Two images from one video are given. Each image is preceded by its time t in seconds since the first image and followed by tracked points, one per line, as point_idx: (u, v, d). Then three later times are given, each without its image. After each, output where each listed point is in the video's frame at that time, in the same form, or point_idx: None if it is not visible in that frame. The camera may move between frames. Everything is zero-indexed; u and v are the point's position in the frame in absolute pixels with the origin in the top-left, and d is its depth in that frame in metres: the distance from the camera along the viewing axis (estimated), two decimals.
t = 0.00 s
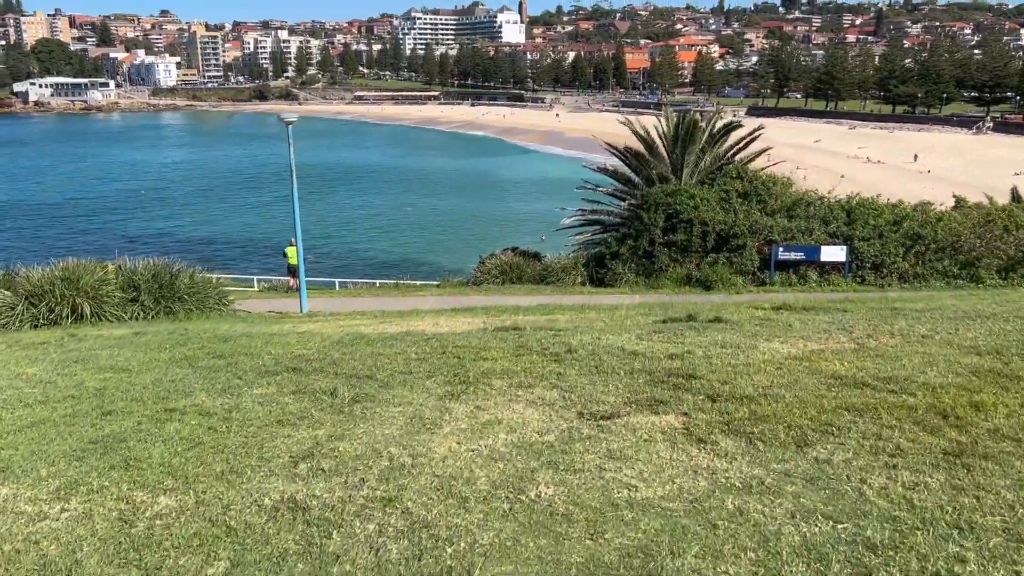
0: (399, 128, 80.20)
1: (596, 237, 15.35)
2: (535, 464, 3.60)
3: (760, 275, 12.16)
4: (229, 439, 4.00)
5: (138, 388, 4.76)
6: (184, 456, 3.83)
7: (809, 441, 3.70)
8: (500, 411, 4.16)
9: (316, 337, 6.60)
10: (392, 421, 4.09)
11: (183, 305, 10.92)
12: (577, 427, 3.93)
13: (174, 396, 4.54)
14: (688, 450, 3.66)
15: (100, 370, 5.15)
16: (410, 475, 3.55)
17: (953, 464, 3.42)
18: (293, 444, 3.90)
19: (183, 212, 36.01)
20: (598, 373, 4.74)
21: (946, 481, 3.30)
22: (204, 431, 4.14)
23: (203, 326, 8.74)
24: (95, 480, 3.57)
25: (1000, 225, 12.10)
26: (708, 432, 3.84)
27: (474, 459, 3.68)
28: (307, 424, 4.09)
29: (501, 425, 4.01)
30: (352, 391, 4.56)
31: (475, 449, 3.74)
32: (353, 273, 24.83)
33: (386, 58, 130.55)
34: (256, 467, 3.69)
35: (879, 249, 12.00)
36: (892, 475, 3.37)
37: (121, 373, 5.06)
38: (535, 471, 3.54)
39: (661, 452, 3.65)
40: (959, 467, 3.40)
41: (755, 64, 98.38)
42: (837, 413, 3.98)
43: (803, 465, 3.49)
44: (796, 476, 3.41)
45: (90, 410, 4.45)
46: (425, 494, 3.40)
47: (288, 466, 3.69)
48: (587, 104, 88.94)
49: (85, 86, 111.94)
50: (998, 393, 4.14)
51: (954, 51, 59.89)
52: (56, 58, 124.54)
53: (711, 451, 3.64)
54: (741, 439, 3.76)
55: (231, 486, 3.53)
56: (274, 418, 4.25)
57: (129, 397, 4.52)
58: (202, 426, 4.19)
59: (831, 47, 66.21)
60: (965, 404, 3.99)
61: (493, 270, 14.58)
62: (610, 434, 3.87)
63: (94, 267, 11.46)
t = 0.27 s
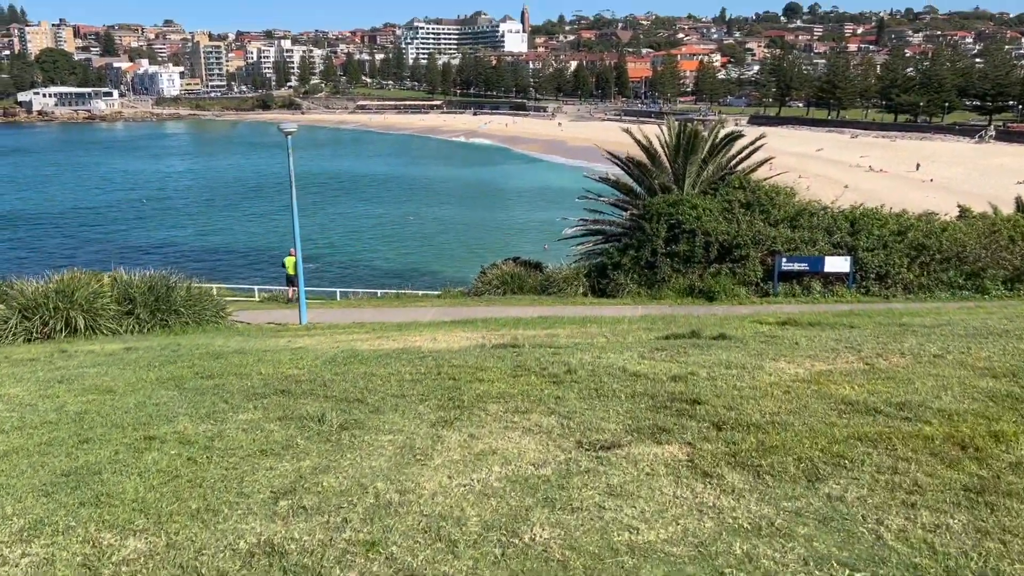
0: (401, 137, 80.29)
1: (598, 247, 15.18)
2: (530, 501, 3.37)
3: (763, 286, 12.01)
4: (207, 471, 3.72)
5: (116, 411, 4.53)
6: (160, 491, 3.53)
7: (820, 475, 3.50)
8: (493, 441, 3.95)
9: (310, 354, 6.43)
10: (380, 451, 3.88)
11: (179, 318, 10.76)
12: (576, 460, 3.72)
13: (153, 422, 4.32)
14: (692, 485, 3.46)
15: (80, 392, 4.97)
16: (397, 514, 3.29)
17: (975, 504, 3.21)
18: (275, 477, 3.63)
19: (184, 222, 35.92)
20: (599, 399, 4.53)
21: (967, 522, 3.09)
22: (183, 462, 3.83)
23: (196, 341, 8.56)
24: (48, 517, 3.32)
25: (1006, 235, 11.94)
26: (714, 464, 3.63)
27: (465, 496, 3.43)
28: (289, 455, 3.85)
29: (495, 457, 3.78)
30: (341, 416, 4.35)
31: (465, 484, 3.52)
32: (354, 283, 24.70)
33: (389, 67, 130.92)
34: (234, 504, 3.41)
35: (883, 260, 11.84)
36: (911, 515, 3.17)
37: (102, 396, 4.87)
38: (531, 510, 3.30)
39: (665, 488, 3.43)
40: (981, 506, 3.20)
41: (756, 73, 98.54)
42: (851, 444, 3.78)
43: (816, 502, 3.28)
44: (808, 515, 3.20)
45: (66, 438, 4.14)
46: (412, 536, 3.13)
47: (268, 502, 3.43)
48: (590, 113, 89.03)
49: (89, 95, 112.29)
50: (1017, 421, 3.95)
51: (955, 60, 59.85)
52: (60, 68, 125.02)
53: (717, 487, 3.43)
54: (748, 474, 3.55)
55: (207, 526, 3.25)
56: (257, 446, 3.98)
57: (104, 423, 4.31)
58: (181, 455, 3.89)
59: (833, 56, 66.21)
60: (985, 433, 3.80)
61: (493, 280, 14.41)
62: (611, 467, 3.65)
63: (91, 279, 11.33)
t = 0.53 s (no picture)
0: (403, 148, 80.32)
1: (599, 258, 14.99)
2: (529, 538, 3.18)
3: (766, 298, 11.84)
4: (187, 503, 3.53)
5: (96, 435, 4.34)
6: (135, 525, 3.35)
7: (838, 510, 3.32)
8: (490, 469, 3.77)
9: (304, 369, 6.24)
10: (370, 481, 3.69)
11: (174, 331, 10.57)
12: (578, 491, 3.53)
13: (134, 448, 4.13)
14: (701, 521, 3.27)
15: (62, 413, 4.78)
16: (384, 555, 3.10)
17: (1005, 543, 3.02)
18: (258, 511, 3.44)
19: (185, 232, 35.80)
20: (601, 422, 4.35)
21: (1000, 564, 2.90)
22: (163, 493, 3.65)
23: (190, 355, 8.36)
24: (11, 556, 3.14)
25: (1012, 247, 11.78)
26: (725, 497, 3.44)
27: (461, 532, 3.24)
28: (273, 486, 3.67)
29: (491, 487, 3.60)
30: (332, 441, 4.17)
31: (460, 518, 3.33)
32: (354, 293, 24.51)
33: (390, 78, 131.40)
34: (214, 541, 3.23)
35: (887, 271, 11.66)
36: (937, 555, 2.98)
37: (85, 417, 4.69)
38: (530, 548, 3.12)
39: (671, 525, 3.25)
40: (1013, 545, 3.02)
41: (758, 84, 98.75)
42: (868, 474, 3.60)
43: (835, 542, 3.09)
44: (826, 556, 3.02)
45: (41, 464, 3.96)
46: None
47: (250, 538, 3.24)
48: (591, 124, 89.16)
49: (92, 106, 112.70)
50: None
51: (956, 71, 59.86)
52: (64, 79, 125.60)
53: (727, 522, 3.25)
54: (761, 507, 3.36)
55: (182, 566, 3.05)
56: (242, 474, 3.81)
57: (83, 448, 4.13)
58: (161, 485, 3.71)
59: (834, 67, 66.29)
60: (1012, 462, 3.61)
61: (494, 291, 14.23)
62: (615, 500, 3.46)
63: (85, 291, 11.15)
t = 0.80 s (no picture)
0: (404, 159, 80.39)
1: (601, 271, 14.84)
2: None
3: (769, 312, 11.68)
4: (164, 545, 3.35)
5: (76, 468, 4.15)
6: (108, 570, 3.15)
7: (860, 554, 3.14)
8: (487, 506, 3.60)
9: (298, 390, 6.09)
10: (360, 520, 3.51)
11: (170, 347, 10.41)
12: (582, 533, 3.36)
13: (115, 481, 3.96)
14: (713, 567, 3.10)
15: (43, 439, 4.62)
16: None
17: None
18: (241, 556, 3.26)
19: (184, 244, 35.68)
20: (605, 452, 4.19)
21: None
22: (141, 531, 3.47)
23: (184, 373, 8.20)
24: None
25: (1017, 261, 11.61)
26: (738, 540, 3.28)
27: None
28: (258, 524, 3.49)
29: (489, 525, 3.44)
30: (323, 474, 4.00)
31: (455, 562, 3.17)
32: (353, 305, 24.32)
33: (392, 89, 131.82)
34: None
35: (892, 285, 11.48)
36: None
37: (67, 444, 4.52)
38: None
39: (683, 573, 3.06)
40: None
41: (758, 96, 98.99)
42: (889, 514, 3.43)
43: None
44: None
45: (13, 500, 3.77)
46: None
47: None
48: (592, 135, 89.34)
49: (94, 118, 113.10)
50: None
51: (957, 83, 59.92)
52: (66, 90, 126.15)
53: (740, 569, 3.08)
54: (777, 551, 3.19)
55: None
56: (226, 511, 3.63)
57: (60, 481, 3.96)
58: (139, 522, 3.54)
59: (834, 79, 66.38)
60: None
61: (494, 305, 14.06)
62: (621, 542, 3.29)
63: (80, 307, 10.97)
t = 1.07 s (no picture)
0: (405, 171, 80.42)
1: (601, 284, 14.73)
2: None
3: (770, 326, 11.55)
4: None
5: (53, 493, 4.00)
6: None
7: None
8: (479, 537, 3.47)
9: (290, 408, 5.97)
10: (345, 553, 3.37)
11: (165, 360, 10.25)
12: (578, 566, 3.23)
13: (93, 508, 3.83)
14: None
15: (23, 461, 4.49)
16: None
17: None
18: None
19: (183, 256, 35.58)
20: (603, 478, 4.07)
21: None
22: (115, 563, 3.32)
23: (177, 388, 8.04)
24: None
25: (1020, 274, 11.48)
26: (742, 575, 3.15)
27: None
28: (239, 556, 3.35)
29: (480, 558, 3.31)
30: (310, 501, 3.86)
31: None
32: (352, 317, 24.16)
33: (393, 102, 132.22)
34: None
35: (893, 299, 11.34)
36: None
37: (47, 467, 4.38)
38: None
39: None
40: None
41: (758, 108, 99.22)
42: (899, 546, 3.30)
43: None
44: None
45: None
46: None
47: None
48: (592, 147, 89.47)
49: (96, 129, 113.38)
50: None
51: (957, 96, 59.99)
52: (68, 102, 126.54)
53: None
54: None
55: None
56: (206, 542, 3.49)
57: (36, 508, 3.82)
58: (115, 554, 3.39)
59: (834, 92, 66.50)
60: None
61: (493, 317, 13.93)
62: None
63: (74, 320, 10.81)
